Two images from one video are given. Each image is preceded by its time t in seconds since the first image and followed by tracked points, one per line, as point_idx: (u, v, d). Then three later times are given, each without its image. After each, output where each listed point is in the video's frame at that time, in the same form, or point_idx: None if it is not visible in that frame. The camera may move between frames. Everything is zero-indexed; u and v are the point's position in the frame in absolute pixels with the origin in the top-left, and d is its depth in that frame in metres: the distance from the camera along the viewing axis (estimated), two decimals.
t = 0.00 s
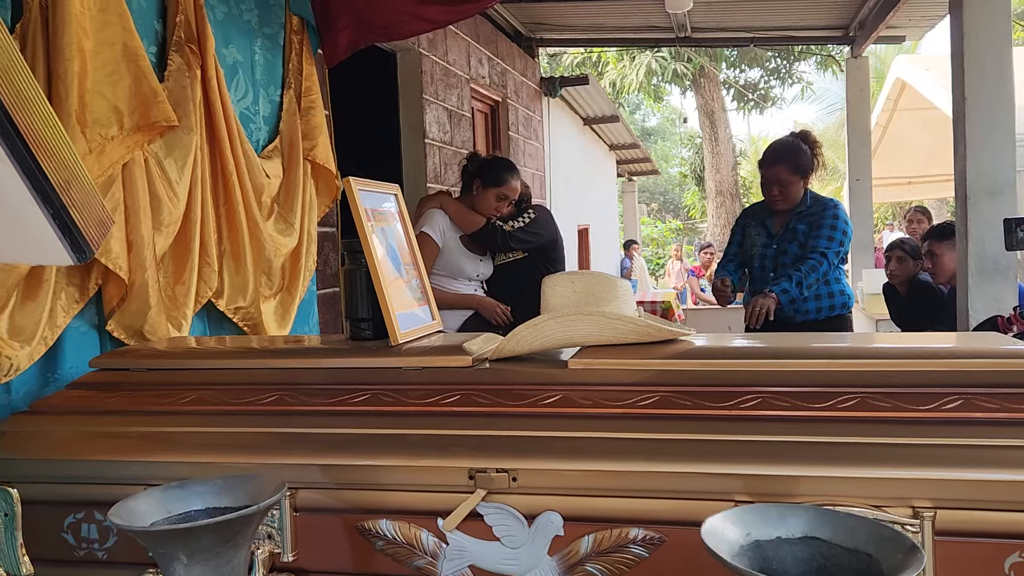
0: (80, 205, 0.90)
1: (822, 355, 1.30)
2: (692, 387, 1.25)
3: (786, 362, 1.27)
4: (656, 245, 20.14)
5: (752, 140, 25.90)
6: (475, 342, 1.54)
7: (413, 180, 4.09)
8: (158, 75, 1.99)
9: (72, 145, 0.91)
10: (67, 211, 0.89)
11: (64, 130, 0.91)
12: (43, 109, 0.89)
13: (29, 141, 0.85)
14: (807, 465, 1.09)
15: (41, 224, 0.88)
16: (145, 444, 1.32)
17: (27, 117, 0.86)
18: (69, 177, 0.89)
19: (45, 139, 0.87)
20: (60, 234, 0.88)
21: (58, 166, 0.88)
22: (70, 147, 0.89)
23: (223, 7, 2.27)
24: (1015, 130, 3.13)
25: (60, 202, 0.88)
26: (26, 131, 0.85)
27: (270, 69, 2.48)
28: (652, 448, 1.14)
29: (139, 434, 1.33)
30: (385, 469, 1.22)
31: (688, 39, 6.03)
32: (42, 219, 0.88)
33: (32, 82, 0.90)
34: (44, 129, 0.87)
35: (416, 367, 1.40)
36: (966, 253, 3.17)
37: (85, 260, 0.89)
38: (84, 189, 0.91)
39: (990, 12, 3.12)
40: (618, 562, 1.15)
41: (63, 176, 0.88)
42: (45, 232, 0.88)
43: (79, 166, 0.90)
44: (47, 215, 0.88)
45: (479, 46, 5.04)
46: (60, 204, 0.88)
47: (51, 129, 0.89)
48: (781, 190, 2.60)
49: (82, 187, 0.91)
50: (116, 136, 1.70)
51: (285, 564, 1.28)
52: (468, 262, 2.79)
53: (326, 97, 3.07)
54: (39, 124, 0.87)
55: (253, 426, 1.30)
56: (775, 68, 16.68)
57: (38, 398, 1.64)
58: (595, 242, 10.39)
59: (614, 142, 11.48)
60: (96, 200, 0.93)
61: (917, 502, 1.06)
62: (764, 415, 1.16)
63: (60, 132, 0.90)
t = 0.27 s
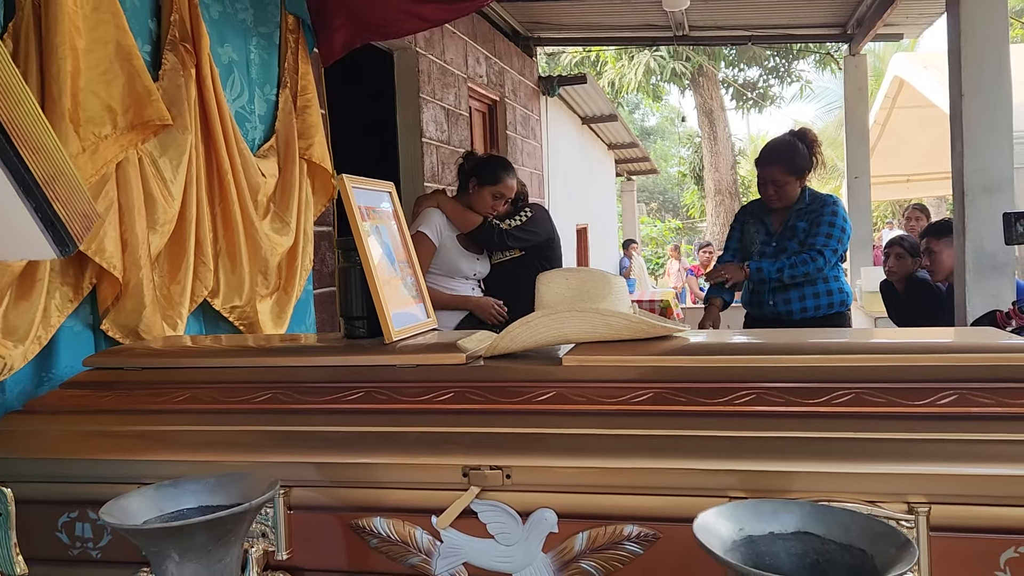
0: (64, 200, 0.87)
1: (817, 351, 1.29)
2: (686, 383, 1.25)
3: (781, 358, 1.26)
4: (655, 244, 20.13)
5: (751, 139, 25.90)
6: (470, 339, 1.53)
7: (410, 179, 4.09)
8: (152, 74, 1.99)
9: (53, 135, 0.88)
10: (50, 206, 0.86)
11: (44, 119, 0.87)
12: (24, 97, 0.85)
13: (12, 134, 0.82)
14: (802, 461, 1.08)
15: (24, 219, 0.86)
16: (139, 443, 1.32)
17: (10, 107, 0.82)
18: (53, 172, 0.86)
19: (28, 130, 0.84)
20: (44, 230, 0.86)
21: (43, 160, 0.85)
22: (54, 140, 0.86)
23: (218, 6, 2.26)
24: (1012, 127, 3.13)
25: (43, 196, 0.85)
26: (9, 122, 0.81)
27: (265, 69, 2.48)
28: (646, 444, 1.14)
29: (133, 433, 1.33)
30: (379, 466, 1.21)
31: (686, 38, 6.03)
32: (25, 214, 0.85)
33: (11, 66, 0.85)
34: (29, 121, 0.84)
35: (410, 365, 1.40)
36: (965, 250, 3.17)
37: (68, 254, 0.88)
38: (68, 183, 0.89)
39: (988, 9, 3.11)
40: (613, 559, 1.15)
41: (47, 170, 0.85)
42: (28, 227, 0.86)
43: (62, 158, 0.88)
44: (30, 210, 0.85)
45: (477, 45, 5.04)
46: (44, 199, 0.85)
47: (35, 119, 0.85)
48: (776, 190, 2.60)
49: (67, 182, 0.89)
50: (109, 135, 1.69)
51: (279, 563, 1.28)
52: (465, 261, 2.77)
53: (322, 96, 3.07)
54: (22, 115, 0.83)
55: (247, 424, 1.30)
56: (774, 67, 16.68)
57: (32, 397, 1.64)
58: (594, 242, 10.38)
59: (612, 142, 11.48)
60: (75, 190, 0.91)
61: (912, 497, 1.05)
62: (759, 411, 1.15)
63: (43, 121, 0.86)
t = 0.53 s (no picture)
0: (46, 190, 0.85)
1: (810, 346, 1.29)
2: (679, 379, 1.25)
3: (774, 353, 1.27)
4: (654, 243, 20.14)
5: (749, 138, 25.92)
6: (462, 336, 1.54)
7: (406, 177, 4.10)
8: (146, 71, 1.99)
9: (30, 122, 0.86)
10: (32, 195, 0.84)
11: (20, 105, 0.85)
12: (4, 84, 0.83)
13: None
14: (794, 455, 1.08)
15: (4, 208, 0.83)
16: (132, 439, 1.32)
17: None
18: (34, 160, 0.84)
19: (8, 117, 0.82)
20: (26, 220, 0.83)
21: (24, 149, 0.83)
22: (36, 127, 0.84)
23: (213, 3, 2.26)
24: (1007, 124, 3.14)
25: (25, 185, 0.83)
26: None
27: (260, 66, 2.48)
28: (638, 439, 1.14)
29: (125, 429, 1.33)
30: (372, 462, 1.21)
31: (683, 36, 6.03)
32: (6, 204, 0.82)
33: None
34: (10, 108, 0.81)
35: (404, 361, 1.40)
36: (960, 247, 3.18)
37: (51, 245, 0.86)
38: (49, 170, 0.87)
39: (982, 7, 3.12)
40: (605, 554, 1.15)
41: (29, 159, 0.83)
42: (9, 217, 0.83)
43: (41, 144, 0.85)
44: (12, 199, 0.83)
45: (474, 43, 5.04)
46: (25, 188, 0.83)
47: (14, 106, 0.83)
48: (772, 189, 2.62)
49: (47, 169, 0.86)
50: (103, 131, 1.69)
51: (272, 559, 1.28)
52: (461, 258, 2.77)
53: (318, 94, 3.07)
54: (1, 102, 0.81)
55: (240, 420, 1.30)
56: (772, 66, 16.69)
57: (25, 394, 1.64)
58: (592, 240, 10.39)
59: (610, 141, 11.49)
60: (57, 181, 0.89)
61: (904, 491, 1.06)
62: (751, 406, 1.16)
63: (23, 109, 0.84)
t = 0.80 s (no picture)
0: (38, 180, 0.86)
1: (804, 342, 1.30)
2: (673, 375, 1.25)
3: (768, 349, 1.27)
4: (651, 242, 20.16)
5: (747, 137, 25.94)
6: (457, 332, 1.54)
7: (403, 175, 4.09)
8: (142, 67, 1.99)
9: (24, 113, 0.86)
10: (23, 186, 0.84)
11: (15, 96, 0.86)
12: None
13: None
14: (788, 451, 1.08)
15: None
16: (127, 435, 1.32)
17: None
18: (26, 151, 0.84)
19: None
20: (17, 210, 0.84)
21: (15, 140, 0.83)
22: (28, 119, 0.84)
23: None
24: (1004, 124, 3.15)
25: (16, 176, 0.83)
26: None
27: (257, 63, 2.48)
28: (633, 435, 1.14)
29: (120, 425, 1.33)
30: (366, 457, 1.21)
31: (681, 35, 6.04)
32: None
33: None
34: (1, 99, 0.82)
35: (399, 357, 1.40)
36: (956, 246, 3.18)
37: (42, 235, 0.86)
38: (41, 162, 0.87)
39: (979, 7, 3.12)
40: (599, 550, 1.15)
41: (21, 149, 0.84)
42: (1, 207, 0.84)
43: (34, 136, 0.86)
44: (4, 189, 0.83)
45: (471, 42, 5.04)
46: (16, 178, 0.83)
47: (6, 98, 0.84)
48: (768, 189, 2.60)
49: (39, 160, 0.87)
50: (98, 127, 1.69)
51: (267, 555, 1.27)
52: (457, 257, 2.77)
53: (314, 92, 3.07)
54: None
55: (235, 416, 1.30)
56: (770, 65, 16.71)
57: (20, 390, 1.64)
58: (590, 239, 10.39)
59: (608, 140, 11.49)
60: (49, 172, 0.89)
61: (898, 486, 1.06)
62: (745, 401, 1.16)
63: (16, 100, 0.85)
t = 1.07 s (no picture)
0: (33, 179, 0.85)
1: (801, 342, 1.30)
2: (670, 375, 1.25)
3: (766, 350, 1.27)
4: (648, 242, 20.18)
5: (744, 138, 25.99)
6: (454, 331, 1.54)
7: (401, 174, 4.09)
8: (139, 64, 1.98)
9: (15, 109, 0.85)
10: (18, 183, 0.84)
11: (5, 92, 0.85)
12: None
13: None
14: (784, 452, 1.08)
15: None
16: (123, 433, 1.31)
17: None
18: (21, 149, 0.84)
19: None
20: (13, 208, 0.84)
21: (11, 137, 0.82)
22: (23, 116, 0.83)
23: None
24: (1000, 126, 3.16)
25: (11, 173, 0.82)
26: None
27: (254, 61, 2.47)
28: (630, 435, 1.14)
29: (116, 423, 1.33)
30: (363, 456, 1.21)
31: (679, 35, 6.05)
32: None
33: None
34: None
35: (396, 356, 1.40)
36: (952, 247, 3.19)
37: (38, 234, 0.86)
38: (35, 159, 0.86)
39: (976, 8, 3.13)
40: (596, 549, 1.15)
41: (16, 148, 0.83)
42: None
43: (28, 133, 0.85)
44: None
45: (469, 41, 5.04)
46: (12, 176, 0.83)
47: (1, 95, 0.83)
48: (764, 189, 2.62)
49: (33, 157, 0.86)
50: (95, 125, 1.68)
51: (262, 553, 1.27)
52: (455, 256, 2.77)
53: (312, 90, 3.06)
54: None
55: (231, 415, 1.29)
56: (767, 66, 16.73)
57: (15, 388, 1.63)
58: (587, 238, 10.40)
59: (605, 140, 11.50)
60: (44, 169, 0.88)
61: (894, 487, 1.06)
62: (742, 402, 1.16)
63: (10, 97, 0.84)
